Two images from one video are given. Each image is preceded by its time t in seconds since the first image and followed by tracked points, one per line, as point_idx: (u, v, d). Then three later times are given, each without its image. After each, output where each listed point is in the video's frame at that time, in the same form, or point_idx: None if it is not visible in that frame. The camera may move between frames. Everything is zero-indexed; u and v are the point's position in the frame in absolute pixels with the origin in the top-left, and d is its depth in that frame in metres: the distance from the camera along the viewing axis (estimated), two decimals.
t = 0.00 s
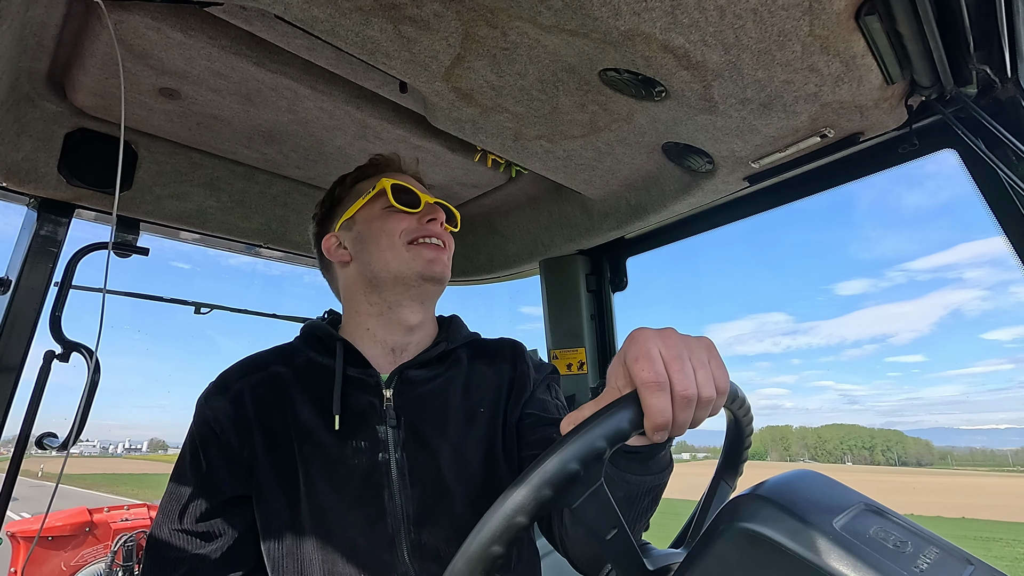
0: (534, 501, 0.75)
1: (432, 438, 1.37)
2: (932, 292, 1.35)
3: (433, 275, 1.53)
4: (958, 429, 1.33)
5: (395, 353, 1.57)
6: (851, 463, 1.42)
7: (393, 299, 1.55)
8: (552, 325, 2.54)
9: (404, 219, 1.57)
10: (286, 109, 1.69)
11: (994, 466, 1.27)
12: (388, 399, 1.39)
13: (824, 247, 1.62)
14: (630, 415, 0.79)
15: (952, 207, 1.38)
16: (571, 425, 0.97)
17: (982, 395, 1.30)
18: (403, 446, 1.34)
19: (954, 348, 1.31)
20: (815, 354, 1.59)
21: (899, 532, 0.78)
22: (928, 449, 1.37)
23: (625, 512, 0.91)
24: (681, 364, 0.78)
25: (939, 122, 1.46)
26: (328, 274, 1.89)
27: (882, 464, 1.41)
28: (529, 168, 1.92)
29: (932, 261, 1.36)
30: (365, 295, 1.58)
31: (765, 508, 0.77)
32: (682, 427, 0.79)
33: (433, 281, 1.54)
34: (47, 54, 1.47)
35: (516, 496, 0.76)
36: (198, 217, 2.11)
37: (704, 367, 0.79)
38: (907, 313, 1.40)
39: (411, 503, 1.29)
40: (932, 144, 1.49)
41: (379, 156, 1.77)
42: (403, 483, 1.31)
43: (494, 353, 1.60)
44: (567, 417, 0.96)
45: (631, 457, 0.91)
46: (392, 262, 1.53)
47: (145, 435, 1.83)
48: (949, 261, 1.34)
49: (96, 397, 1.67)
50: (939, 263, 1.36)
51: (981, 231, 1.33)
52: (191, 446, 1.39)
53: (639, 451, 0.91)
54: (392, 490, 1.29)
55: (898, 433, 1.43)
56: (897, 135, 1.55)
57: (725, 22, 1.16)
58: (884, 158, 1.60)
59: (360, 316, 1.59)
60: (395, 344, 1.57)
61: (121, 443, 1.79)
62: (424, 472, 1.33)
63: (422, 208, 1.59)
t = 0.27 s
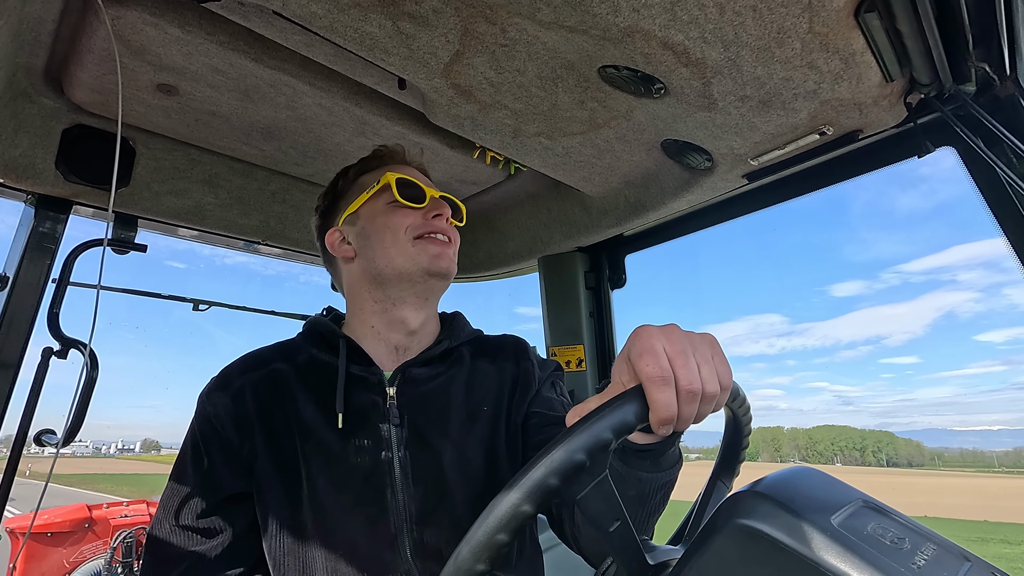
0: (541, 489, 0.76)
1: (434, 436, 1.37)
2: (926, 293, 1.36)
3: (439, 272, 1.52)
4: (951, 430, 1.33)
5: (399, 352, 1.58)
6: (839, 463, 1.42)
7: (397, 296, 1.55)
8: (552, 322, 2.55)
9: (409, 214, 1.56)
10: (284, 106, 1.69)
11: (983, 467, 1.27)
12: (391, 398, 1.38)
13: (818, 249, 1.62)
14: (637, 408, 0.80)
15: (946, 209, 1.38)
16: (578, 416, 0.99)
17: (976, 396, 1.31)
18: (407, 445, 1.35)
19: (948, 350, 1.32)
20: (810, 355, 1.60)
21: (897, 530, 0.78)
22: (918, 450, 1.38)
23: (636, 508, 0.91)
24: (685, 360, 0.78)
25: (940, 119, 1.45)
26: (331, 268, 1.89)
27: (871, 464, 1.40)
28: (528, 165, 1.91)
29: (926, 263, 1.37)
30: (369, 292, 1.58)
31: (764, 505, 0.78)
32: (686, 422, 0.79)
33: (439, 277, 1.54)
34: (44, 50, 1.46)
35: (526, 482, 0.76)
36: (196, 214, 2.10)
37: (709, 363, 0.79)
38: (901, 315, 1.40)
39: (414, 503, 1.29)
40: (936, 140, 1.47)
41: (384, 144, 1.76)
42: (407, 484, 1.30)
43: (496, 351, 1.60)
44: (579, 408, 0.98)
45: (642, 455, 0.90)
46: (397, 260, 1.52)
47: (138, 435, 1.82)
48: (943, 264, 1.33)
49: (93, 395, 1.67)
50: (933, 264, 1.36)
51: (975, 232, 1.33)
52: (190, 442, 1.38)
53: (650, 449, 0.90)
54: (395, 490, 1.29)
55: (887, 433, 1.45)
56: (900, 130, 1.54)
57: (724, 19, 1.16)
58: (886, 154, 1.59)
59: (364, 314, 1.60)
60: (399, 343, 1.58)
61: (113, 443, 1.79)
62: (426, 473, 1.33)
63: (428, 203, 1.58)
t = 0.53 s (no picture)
0: (540, 491, 0.76)
1: (432, 445, 1.37)
2: (922, 294, 1.36)
3: (439, 278, 1.50)
4: (947, 430, 1.33)
5: (396, 357, 1.59)
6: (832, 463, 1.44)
7: (396, 300, 1.54)
8: (551, 325, 2.55)
9: (410, 216, 1.55)
10: (284, 109, 1.69)
11: (974, 467, 1.28)
12: (387, 404, 1.37)
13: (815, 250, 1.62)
14: (638, 409, 0.79)
15: (942, 209, 1.39)
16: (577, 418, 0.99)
17: (970, 396, 1.31)
18: (402, 453, 1.34)
19: (943, 350, 1.32)
20: (806, 355, 1.60)
21: (896, 533, 0.78)
22: (911, 450, 1.39)
23: (643, 516, 0.91)
24: (686, 361, 0.78)
25: (937, 122, 1.45)
26: (328, 265, 1.90)
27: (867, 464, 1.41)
28: (527, 168, 1.92)
29: (922, 263, 1.37)
30: (367, 294, 1.58)
31: (763, 509, 0.78)
32: (687, 424, 0.79)
33: (439, 283, 1.52)
34: (44, 53, 1.46)
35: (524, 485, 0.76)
36: (195, 216, 2.10)
37: (709, 365, 0.79)
38: (897, 315, 1.41)
39: (410, 513, 1.29)
40: (929, 145, 1.49)
41: (384, 133, 1.74)
42: (402, 492, 1.30)
43: (498, 354, 1.61)
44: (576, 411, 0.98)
45: (644, 461, 0.91)
46: (396, 263, 1.51)
47: (133, 435, 1.81)
48: (939, 264, 1.34)
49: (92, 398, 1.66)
50: (929, 265, 1.36)
51: (972, 232, 1.33)
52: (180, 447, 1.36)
53: (654, 454, 0.91)
54: (390, 500, 1.28)
55: (880, 433, 1.46)
56: (896, 135, 1.54)
57: (723, 22, 1.16)
58: (885, 156, 1.59)
59: (361, 316, 1.60)
60: (395, 347, 1.58)
61: (108, 442, 1.77)
62: (422, 482, 1.32)
63: (429, 205, 1.57)
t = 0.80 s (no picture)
0: (539, 489, 0.76)
1: (434, 446, 1.37)
2: (919, 294, 1.36)
3: (438, 284, 1.50)
4: (944, 430, 1.34)
5: (397, 361, 1.59)
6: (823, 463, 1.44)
7: (394, 306, 1.53)
8: (551, 325, 2.55)
9: (410, 224, 1.54)
10: (283, 107, 1.69)
11: (968, 466, 1.29)
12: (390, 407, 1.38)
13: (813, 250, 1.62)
14: (637, 408, 0.80)
15: (939, 210, 1.39)
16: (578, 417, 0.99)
17: (967, 396, 1.31)
18: (405, 456, 1.34)
19: (941, 350, 1.32)
20: (803, 355, 1.60)
21: (894, 531, 0.78)
22: (907, 450, 1.40)
23: (643, 516, 0.91)
24: (685, 360, 0.78)
25: (936, 122, 1.46)
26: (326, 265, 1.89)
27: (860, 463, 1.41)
28: (527, 167, 1.91)
29: (919, 264, 1.37)
30: (366, 299, 1.57)
31: (762, 507, 0.78)
32: (686, 422, 0.79)
33: (438, 289, 1.51)
34: (42, 51, 1.46)
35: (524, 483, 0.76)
36: (194, 215, 2.10)
37: (707, 363, 0.79)
38: (895, 315, 1.41)
39: (413, 516, 1.28)
40: (931, 144, 1.49)
41: (385, 135, 1.74)
42: (405, 493, 1.30)
43: (497, 352, 1.62)
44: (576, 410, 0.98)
45: (643, 460, 0.91)
46: (395, 271, 1.50)
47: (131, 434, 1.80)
48: (937, 264, 1.34)
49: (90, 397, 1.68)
50: (926, 265, 1.36)
51: (969, 233, 1.34)
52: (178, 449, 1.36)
53: (653, 454, 0.91)
54: (393, 502, 1.28)
55: (875, 432, 1.46)
56: (895, 135, 1.55)
57: (722, 21, 1.16)
58: (884, 155, 1.59)
59: (361, 321, 1.60)
60: (395, 351, 1.59)
61: (105, 442, 1.76)
62: (427, 485, 1.32)
63: (429, 210, 1.57)
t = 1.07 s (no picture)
0: (545, 483, 0.76)
1: (426, 446, 1.37)
2: (916, 294, 1.36)
3: (426, 283, 1.49)
4: (940, 429, 1.33)
5: (389, 361, 1.59)
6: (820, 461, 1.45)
7: (382, 307, 1.53)
8: (550, 325, 2.55)
9: (395, 222, 1.54)
10: (283, 107, 1.69)
11: (959, 467, 1.29)
12: (382, 407, 1.37)
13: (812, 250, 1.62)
14: (642, 406, 0.80)
15: (937, 210, 1.40)
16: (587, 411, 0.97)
17: (963, 396, 1.31)
18: (397, 457, 1.34)
19: (938, 350, 1.32)
20: (801, 355, 1.60)
21: (894, 533, 0.78)
22: (900, 449, 1.40)
23: (648, 519, 0.91)
24: (690, 357, 0.79)
25: (936, 124, 1.45)
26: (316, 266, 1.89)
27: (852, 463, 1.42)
28: (527, 167, 1.91)
29: (916, 264, 1.38)
30: (354, 300, 1.57)
31: (761, 508, 0.78)
32: (692, 420, 0.79)
33: (426, 288, 1.51)
34: (42, 49, 1.46)
35: (529, 477, 0.76)
36: (194, 214, 2.10)
37: (712, 363, 0.80)
38: (891, 315, 1.41)
39: (403, 518, 1.28)
40: (929, 146, 1.49)
41: (372, 133, 1.74)
42: (398, 495, 1.30)
43: (494, 351, 1.63)
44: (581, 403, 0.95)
45: (649, 461, 0.91)
46: (381, 271, 1.50)
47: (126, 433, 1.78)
48: (933, 264, 1.34)
49: (90, 395, 1.68)
50: (923, 265, 1.37)
51: (966, 233, 1.34)
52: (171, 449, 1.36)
53: (658, 455, 0.92)
54: (385, 504, 1.28)
55: (869, 433, 1.47)
56: (895, 136, 1.55)
57: (723, 22, 1.16)
58: (884, 158, 1.59)
59: (351, 322, 1.59)
60: (388, 351, 1.58)
61: (101, 442, 1.76)
62: (416, 487, 1.32)
63: (415, 208, 1.57)
